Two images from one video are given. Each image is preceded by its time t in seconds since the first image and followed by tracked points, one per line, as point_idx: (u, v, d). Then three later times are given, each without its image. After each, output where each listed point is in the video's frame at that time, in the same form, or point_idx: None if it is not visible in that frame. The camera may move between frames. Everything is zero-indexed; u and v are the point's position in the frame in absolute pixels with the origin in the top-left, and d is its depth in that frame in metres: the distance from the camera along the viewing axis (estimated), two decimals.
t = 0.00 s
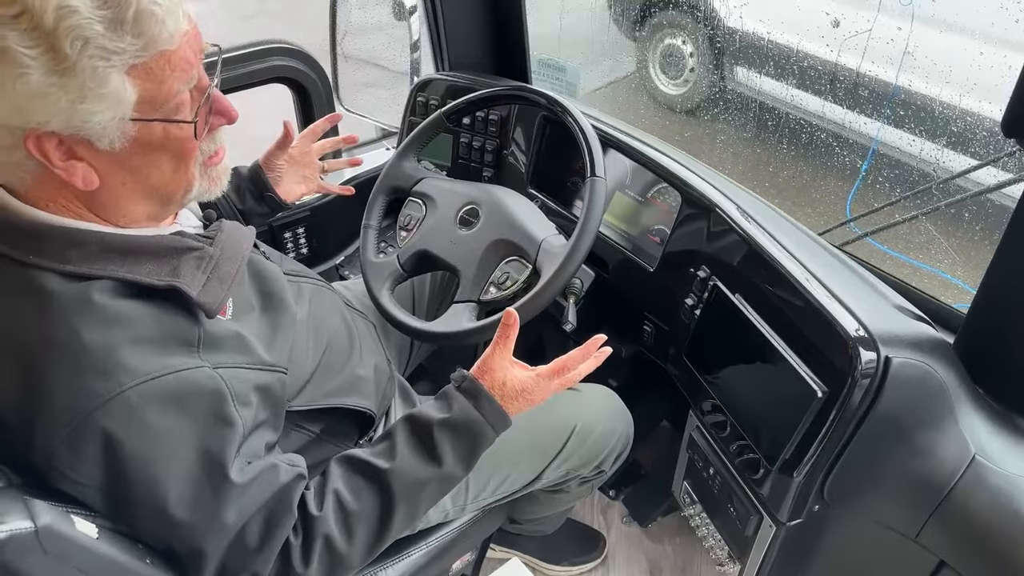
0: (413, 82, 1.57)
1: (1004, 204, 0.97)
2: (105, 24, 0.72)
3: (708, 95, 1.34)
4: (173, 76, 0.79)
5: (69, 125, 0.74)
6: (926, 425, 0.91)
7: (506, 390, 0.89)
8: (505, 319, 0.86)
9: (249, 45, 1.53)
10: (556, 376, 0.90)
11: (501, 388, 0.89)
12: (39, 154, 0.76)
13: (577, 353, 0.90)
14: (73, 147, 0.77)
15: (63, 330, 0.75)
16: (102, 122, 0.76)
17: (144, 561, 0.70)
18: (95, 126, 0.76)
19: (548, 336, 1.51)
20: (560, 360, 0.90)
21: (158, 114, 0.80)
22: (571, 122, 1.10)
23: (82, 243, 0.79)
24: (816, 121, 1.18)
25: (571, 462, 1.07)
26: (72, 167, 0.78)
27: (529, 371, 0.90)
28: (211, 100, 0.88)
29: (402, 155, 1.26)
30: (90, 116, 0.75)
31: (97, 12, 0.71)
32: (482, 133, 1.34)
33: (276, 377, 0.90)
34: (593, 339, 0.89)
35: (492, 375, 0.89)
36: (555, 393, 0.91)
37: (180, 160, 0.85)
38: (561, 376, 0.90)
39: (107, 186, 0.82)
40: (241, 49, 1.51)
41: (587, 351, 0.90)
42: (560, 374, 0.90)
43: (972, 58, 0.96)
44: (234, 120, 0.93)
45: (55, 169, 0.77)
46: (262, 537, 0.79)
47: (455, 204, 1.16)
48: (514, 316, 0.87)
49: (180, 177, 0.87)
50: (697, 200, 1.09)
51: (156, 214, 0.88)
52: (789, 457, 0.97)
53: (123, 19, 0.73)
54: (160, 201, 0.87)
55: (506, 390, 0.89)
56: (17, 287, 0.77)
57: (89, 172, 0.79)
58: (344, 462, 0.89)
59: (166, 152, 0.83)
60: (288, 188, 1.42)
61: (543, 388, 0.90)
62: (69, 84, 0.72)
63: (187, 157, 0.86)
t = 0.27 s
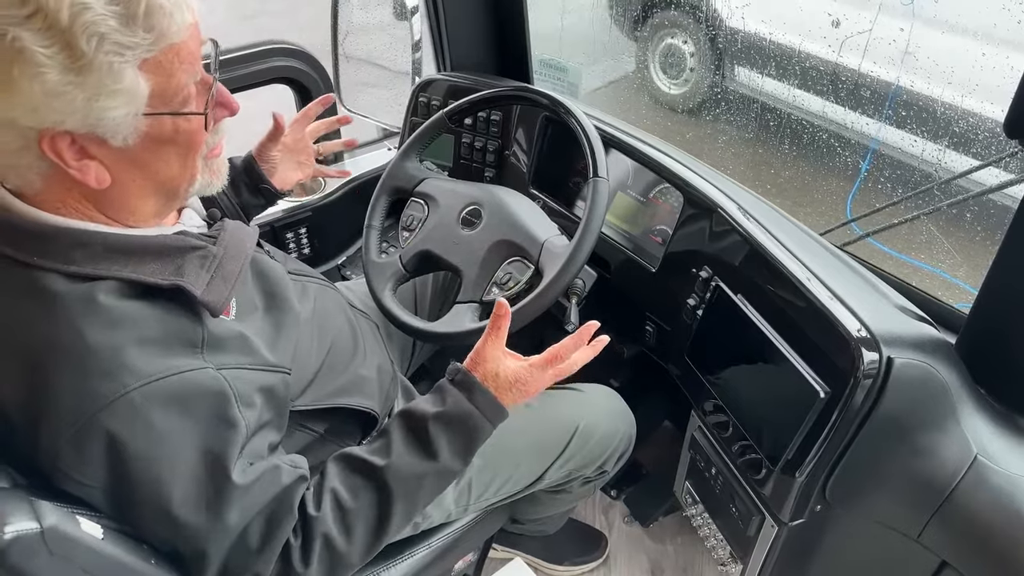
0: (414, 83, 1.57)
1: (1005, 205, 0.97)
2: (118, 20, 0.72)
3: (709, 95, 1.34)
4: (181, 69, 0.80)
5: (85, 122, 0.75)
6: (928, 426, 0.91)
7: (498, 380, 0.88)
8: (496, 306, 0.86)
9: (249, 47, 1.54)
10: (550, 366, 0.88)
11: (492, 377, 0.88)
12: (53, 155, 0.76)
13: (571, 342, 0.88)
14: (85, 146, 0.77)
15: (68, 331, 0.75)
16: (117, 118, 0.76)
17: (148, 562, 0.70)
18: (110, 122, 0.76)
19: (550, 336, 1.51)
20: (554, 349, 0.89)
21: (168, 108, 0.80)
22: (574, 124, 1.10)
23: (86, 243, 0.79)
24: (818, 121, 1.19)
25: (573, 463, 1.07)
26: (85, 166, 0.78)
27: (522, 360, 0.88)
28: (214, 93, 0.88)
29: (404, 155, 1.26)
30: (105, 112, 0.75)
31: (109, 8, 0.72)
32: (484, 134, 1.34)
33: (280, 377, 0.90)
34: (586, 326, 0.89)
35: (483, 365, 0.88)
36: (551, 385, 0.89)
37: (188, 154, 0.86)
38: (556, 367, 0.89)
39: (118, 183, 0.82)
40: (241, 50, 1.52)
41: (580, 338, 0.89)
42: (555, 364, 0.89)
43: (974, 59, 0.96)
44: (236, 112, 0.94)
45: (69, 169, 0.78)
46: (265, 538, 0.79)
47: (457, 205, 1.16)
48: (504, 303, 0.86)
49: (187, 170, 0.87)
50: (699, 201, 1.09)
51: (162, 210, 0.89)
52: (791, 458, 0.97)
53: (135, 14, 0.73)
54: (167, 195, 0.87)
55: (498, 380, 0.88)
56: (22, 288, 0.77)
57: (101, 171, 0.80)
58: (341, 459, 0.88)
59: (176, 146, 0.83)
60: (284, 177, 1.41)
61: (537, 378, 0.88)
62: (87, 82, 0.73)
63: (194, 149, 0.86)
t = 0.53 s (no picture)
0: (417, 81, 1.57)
1: (1007, 204, 0.97)
2: (139, 15, 0.72)
3: (711, 94, 1.34)
4: (197, 65, 0.80)
5: (104, 118, 0.75)
6: (930, 424, 0.91)
7: (460, 341, 0.84)
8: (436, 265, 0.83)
9: (251, 46, 1.53)
10: (509, 315, 0.84)
11: (453, 339, 0.84)
12: (71, 150, 0.76)
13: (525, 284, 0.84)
14: (101, 142, 0.77)
15: (73, 328, 0.75)
16: (136, 113, 0.76)
17: (152, 559, 0.70)
18: (129, 117, 0.76)
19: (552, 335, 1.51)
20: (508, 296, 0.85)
21: (184, 104, 0.80)
22: (577, 122, 1.10)
23: (91, 241, 0.79)
24: (820, 119, 1.19)
25: (576, 461, 1.07)
26: (101, 162, 0.78)
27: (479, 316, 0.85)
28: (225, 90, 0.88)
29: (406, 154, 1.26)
30: (125, 106, 0.75)
31: (131, 4, 0.72)
32: (485, 133, 1.34)
33: (284, 375, 0.90)
34: (536, 263, 0.84)
35: (441, 329, 0.84)
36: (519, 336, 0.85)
37: (203, 150, 0.86)
38: (515, 312, 0.84)
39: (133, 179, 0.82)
40: (242, 49, 1.51)
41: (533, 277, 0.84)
42: (513, 310, 0.84)
43: (978, 57, 0.96)
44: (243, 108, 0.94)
45: (85, 165, 0.78)
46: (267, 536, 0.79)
47: (460, 203, 1.16)
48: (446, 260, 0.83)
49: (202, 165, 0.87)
50: (701, 199, 1.09)
51: (171, 206, 0.89)
52: (794, 456, 0.97)
53: (155, 9, 0.73)
54: (177, 193, 0.87)
55: (460, 340, 0.84)
56: (26, 286, 0.77)
57: (116, 167, 0.80)
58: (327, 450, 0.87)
59: (190, 141, 0.83)
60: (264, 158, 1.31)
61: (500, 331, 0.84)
62: (108, 76, 0.73)
63: (210, 144, 0.86)
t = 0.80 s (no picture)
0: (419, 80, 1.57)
1: (1010, 204, 0.97)
2: (126, 18, 0.73)
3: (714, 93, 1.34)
4: (189, 69, 0.79)
5: (90, 118, 0.75)
6: (935, 423, 0.92)
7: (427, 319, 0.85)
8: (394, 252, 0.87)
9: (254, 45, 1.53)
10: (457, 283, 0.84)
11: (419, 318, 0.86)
12: (59, 149, 0.76)
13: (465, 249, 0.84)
14: (91, 143, 0.77)
15: (79, 328, 0.75)
16: (123, 115, 0.76)
17: (159, 558, 0.70)
18: (117, 119, 0.76)
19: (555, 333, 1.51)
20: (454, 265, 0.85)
21: (176, 107, 0.80)
22: (581, 121, 1.10)
23: (96, 241, 0.79)
24: (822, 118, 1.19)
25: (580, 459, 1.07)
26: (91, 162, 0.78)
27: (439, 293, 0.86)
28: (223, 93, 0.88)
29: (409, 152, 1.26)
30: (111, 109, 0.75)
31: (117, 6, 0.72)
32: (488, 131, 1.34)
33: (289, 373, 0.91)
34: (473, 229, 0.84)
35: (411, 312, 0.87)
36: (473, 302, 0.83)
37: (196, 154, 0.86)
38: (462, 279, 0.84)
39: (126, 180, 0.82)
40: (245, 48, 1.51)
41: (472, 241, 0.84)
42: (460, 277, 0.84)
43: (981, 57, 0.96)
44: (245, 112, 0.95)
45: (75, 165, 0.78)
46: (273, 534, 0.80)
47: (464, 202, 1.16)
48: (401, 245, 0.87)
49: (196, 171, 0.87)
50: (704, 198, 1.09)
51: (171, 207, 0.89)
52: (799, 455, 0.98)
53: (142, 12, 0.73)
54: (174, 195, 0.88)
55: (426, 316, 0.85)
56: (32, 285, 0.77)
57: (107, 167, 0.80)
58: (329, 449, 0.87)
59: (183, 145, 0.83)
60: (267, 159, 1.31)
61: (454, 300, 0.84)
62: (90, 77, 0.73)
63: (203, 149, 0.86)
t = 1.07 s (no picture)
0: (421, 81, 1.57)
1: (1012, 204, 0.97)
2: (142, 24, 0.73)
3: (716, 94, 1.34)
4: (204, 76, 0.80)
5: (104, 122, 0.75)
6: (938, 424, 0.92)
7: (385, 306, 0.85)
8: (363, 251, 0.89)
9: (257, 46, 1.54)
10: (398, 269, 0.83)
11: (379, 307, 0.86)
12: (72, 153, 0.77)
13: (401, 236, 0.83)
14: (104, 146, 0.78)
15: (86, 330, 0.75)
16: (137, 120, 0.76)
17: (165, 558, 0.71)
18: (131, 124, 0.76)
19: (557, 334, 1.52)
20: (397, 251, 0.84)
21: (189, 114, 0.80)
22: (584, 122, 1.11)
23: (105, 243, 0.79)
24: (825, 120, 1.19)
25: (583, 460, 1.07)
26: (103, 166, 0.79)
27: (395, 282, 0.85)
28: (239, 101, 0.87)
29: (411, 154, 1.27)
30: (126, 114, 0.75)
31: (135, 12, 0.72)
32: (490, 133, 1.35)
33: (293, 373, 0.91)
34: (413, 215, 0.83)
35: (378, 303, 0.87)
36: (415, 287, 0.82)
37: (208, 160, 0.86)
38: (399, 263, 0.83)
39: (136, 184, 0.83)
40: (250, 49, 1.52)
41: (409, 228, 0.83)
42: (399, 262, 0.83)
43: (984, 58, 0.96)
44: (257, 122, 0.91)
45: (87, 167, 0.78)
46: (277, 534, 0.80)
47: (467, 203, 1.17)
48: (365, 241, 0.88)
49: (206, 177, 0.87)
50: (707, 199, 1.09)
51: (179, 212, 0.89)
52: (801, 455, 0.98)
53: (160, 19, 0.74)
54: (184, 200, 0.88)
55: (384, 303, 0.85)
56: (39, 286, 0.77)
57: (119, 171, 0.80)
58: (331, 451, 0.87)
59: (195, 151, 0.84)
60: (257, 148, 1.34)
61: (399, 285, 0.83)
62: (106, 83, 0.73)
63: (216, 156, 0.86)
